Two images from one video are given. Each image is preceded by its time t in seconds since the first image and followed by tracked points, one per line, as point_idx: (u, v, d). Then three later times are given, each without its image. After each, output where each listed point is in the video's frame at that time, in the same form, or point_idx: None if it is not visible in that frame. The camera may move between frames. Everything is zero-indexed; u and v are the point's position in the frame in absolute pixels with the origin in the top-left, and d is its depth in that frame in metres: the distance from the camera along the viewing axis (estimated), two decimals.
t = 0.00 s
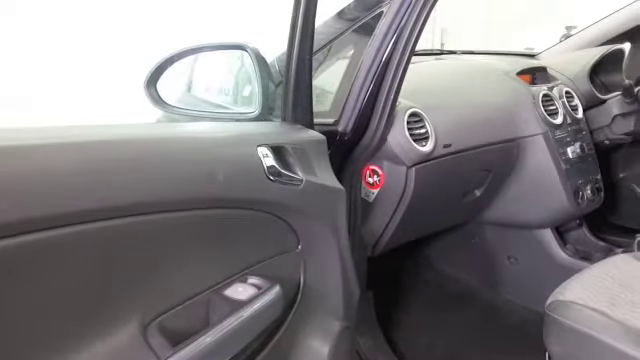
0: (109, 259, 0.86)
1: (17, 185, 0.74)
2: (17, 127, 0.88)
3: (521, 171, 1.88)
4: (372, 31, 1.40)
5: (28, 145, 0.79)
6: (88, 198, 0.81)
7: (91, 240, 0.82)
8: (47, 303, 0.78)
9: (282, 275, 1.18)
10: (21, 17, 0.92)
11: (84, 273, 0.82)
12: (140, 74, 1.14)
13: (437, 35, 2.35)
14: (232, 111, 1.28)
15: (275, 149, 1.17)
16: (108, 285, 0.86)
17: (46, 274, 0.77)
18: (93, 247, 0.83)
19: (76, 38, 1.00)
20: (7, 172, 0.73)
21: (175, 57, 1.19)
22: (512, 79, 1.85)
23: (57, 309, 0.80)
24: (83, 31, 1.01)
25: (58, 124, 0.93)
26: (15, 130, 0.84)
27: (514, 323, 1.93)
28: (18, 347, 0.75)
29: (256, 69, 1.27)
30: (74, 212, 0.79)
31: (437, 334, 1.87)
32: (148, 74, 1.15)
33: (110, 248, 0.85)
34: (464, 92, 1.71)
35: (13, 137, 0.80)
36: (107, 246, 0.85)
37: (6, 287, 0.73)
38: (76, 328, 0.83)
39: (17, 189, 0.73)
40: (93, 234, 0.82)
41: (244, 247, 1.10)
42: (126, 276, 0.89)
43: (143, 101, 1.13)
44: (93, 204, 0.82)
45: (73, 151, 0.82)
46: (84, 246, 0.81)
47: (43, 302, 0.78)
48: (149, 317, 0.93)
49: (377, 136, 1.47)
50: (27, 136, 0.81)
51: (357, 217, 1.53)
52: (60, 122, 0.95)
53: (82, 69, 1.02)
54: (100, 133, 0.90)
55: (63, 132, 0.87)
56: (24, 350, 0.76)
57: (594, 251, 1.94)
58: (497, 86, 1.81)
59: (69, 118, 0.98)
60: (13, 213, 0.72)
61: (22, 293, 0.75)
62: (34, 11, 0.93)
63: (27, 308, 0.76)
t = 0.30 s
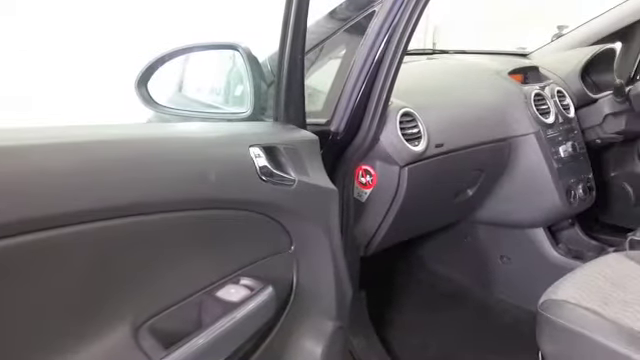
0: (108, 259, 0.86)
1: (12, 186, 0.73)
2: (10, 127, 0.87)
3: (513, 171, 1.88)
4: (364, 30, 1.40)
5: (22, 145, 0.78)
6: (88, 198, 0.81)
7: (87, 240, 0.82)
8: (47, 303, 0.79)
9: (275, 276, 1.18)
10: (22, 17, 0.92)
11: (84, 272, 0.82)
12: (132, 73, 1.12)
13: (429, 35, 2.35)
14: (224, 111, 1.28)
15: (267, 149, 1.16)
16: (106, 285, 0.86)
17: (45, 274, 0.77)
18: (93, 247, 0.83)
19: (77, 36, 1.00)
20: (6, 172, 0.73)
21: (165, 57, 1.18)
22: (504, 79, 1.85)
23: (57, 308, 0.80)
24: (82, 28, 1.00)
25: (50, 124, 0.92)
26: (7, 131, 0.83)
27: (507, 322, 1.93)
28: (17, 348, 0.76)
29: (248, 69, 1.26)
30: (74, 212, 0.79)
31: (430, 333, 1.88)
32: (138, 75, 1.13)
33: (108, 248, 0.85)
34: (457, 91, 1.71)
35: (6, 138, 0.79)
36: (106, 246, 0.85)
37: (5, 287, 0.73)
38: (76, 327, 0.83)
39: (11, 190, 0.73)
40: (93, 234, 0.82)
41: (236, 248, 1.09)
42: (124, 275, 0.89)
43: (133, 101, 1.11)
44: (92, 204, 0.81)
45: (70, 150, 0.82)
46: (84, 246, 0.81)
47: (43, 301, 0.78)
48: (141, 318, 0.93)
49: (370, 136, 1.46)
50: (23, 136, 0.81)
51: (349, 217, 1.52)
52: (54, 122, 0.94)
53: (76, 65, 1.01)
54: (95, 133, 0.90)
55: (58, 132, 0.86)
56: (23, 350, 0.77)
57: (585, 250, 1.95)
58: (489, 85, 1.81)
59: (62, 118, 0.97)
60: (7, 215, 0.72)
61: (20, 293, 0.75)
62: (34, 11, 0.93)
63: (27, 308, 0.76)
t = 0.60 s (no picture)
0: (107, 260, 0.86)
1: (7, 187, 0.73)
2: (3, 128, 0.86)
3: (506, 170, 1.89)
4: (356, 31, 1.39)
5: (17, 146, 0.78)
6: (86, 198, 0.82)
7: (86, 241, 0.82)
8: (47, 303, 0.79)
9: (268, 277, 1.18)
10: (24, 20, 0.93)
11: (84, 273, 0.83)
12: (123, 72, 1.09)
13: (422, 34, 2.35)
14: (217, 112, 1.26)
15: (259, 150, 1.15)
16: (106, 285, 0.87)
17: (42, 274, 0.78)
18: (92, 247, 0.83)
19: (73, 36, 1.00)
20: (6, 172, 0.74)
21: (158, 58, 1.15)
22: (496, 79, 1.86)
23: (57, 309, 0.81)
24: (76, 30, 1.00)
25: (43, 125, 0.92)
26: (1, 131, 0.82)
27: (500, 322, 1.94)
28: (17, 348, 0.76)
29: (240, 69, 1.26)
30: (73, 213, 0.80)
31: (423, 333, 1.88)
32: (130, 76, 1.11)
33: (108, 248, 0.86)
34: (450, 92, 1.72)
35: None
36: (104, 246, 0.85)
37: (4, 288, 0.74)
38: (77, 328, 0.84)
39: (6, 191, 0.73)
40: (92, 235, 0.83)
41: (229, 249, 1.09)
42: (122, 276, 0.89)
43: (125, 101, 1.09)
44: (91, 204, 0.82)
45: (68, 151, 0.82)
46: (83, 247, 0.82)
47: (43, 302, 0.79)
48: (134, 320, 0.92)
49: (363, 136, 1.46)
50: (20, 137, 0.81)
51: (343, 217, 1.52)
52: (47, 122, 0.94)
53: (69, 65, 1.00)
54: (91, 133, 0.90)
55: (53, 133, 0.86)
56: (23, 351, 0.77)
57: (578, 249, 1.95)
58: (482, 84, 1.82)
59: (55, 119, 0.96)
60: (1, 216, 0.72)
61: (19, 294, 0.75)
62: (35, 12, 0.94)
63: (27, 308, 0.77)
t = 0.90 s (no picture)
0: (106, 259, 0.87)
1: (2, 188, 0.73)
2: None
3: (497, 170, 1.90)
4: (349, 31, 1.39)
5: (11, 147, 0.77)
6: (86, 198, 0.82)
7: (85, 241, 0.83)
8: (47, 303, 0.79)
9: (261, 278, 1.17)
10: (24, 20, 0.93)
11: (83, 272, 0.83)
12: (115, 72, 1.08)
13: (414, 35, 2.35)
14: (209, 113, 1.25)
15: (251, 150, 1.15)
16: (106, 284, 0.87)
17: (40, 274, 0.78)
18: (90, 247, 0.84)
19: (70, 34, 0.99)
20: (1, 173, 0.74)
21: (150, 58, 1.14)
22: (488, 79, 1.86)
23: (57, 308, 0.81)
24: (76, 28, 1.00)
25: (36, 126, 0.91)
26: None
27: (493, 321, 1.94)
28: (18, 348, 0.76)
29: (232, 69, 1.26)
30: (75, 212, 0.80)
31: (416, 332, 1.89)
32: (122, 76, 1.10)
33: (106, 248, 0.86)
34: (443, 92, 1.72)
35: None
36: (104, 245, 0.86)
37: (4, 288, 0.74)
38: (77, 327, 0.84)
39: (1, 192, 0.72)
40: (92, 235, 0.83)
41: (222, 250, 1.09)
42: (120, 276, 0.89)
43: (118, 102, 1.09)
44: (92, 205, 0.83)
45: (66, 151, 0.82)
46: (82, 247, 0.82)
47: (43, 302, 0.79)
48: (126, 322, 0.92)
49: (356, 136, 1.46)
50: (15, 138, 0.81)
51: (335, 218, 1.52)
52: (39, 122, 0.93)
53: (60, 65, 0.99)
54: (85, 134, 0.90)
55: (46, 134, 0.86)
56: (25, 351, 0.77)
57: (569, 248, 1.96)
58: (473, 84, 1.82)
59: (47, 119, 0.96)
60: None
61: (19, 294, 0.75)
62: (33, 12, 0.94)
63: (27, 308, 0.77)
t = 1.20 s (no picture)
0: (105, 259, 0.87)
1: None
2: None
3: (489, 169, 1.90)
4: (340, 31, 1.39)
5: (4, 148, 0.77)
6: (85, 199, 0.82)
7: (85, 241, 0.83)
8: (46, 303, 0.79)
9: (254, 279, 1.17)
10: (24, 19, 0.93)
11: (82, 272, 0.83)
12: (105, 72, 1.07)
13: (405, 35, 2.35)
14: (200, 113, 1.25)
15: (243, 150, 1.15)
16: (105, 283, 0.87)
17: (36, 275, 0.77)
18: (90, 247, 0.84)
19: (66, 34, 0.98)
20: None
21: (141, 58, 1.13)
22: (480, 79, 1.87)
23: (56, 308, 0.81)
24: (71, 27, 0.99)
25: (27, 127, 0.89)
26: None
27: (485, 320, 1.95)
28: (19, 348, 0.76)
29: (224, 69, 1.25)
30: (78, 212, 0.81)
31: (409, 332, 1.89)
32: (112, 76, 1.09)
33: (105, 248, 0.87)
34: (434, 92, 1.72)
35: None
36: (103, 245, 0.86)
37: (4, 288, 0.73)
38: (78, 326, 0.84)
39: None
40: (92, 234, 0.84)
41: (215, 251, 1.08)
42: (119, 275, 0.90)
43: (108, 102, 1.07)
44: (95, 205, 0.83)
45: (63, 152, 0.82)
46: (81, 246, 0.82)
47: (42, 302, 0.79)
48: (117, 324, 0.90)
49: (348, 136, 1.46)
50: (7, 139, 0.80)
51: (327, 217, 1.51)
52: (31, 122, 0.92)
53: (52, 65, 0.97)
54: (77, 134, 0.89)
55: (38, 134, 0.85)
56: (25, 351, 0.77)
57: (561, 246, 1.98)
58: (465, 84, 1.83)
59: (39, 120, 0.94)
60: None
61: (19, 294, 0.75)
62: (34, 12, 0.94)
63: (27, 309, 0.77)
